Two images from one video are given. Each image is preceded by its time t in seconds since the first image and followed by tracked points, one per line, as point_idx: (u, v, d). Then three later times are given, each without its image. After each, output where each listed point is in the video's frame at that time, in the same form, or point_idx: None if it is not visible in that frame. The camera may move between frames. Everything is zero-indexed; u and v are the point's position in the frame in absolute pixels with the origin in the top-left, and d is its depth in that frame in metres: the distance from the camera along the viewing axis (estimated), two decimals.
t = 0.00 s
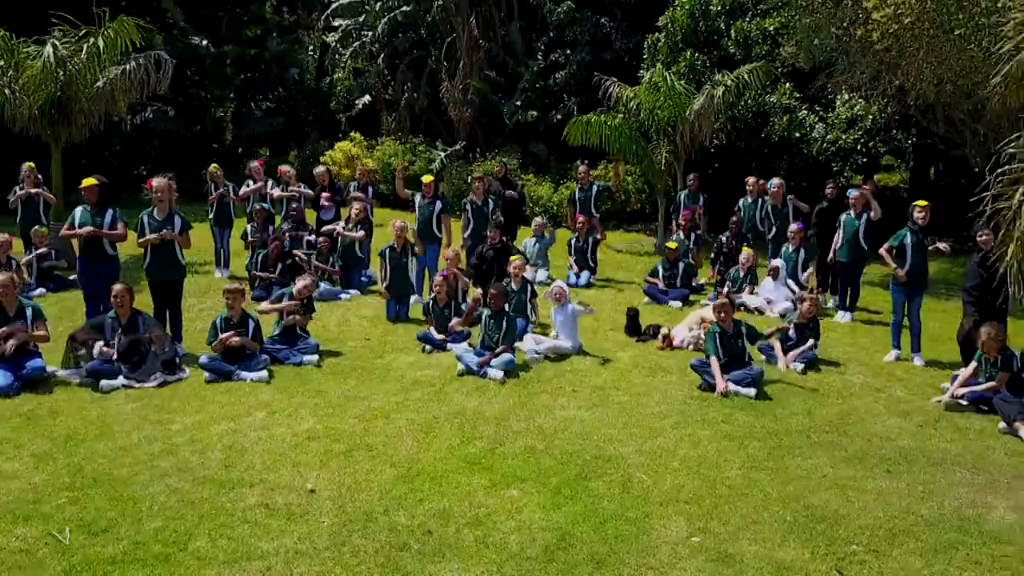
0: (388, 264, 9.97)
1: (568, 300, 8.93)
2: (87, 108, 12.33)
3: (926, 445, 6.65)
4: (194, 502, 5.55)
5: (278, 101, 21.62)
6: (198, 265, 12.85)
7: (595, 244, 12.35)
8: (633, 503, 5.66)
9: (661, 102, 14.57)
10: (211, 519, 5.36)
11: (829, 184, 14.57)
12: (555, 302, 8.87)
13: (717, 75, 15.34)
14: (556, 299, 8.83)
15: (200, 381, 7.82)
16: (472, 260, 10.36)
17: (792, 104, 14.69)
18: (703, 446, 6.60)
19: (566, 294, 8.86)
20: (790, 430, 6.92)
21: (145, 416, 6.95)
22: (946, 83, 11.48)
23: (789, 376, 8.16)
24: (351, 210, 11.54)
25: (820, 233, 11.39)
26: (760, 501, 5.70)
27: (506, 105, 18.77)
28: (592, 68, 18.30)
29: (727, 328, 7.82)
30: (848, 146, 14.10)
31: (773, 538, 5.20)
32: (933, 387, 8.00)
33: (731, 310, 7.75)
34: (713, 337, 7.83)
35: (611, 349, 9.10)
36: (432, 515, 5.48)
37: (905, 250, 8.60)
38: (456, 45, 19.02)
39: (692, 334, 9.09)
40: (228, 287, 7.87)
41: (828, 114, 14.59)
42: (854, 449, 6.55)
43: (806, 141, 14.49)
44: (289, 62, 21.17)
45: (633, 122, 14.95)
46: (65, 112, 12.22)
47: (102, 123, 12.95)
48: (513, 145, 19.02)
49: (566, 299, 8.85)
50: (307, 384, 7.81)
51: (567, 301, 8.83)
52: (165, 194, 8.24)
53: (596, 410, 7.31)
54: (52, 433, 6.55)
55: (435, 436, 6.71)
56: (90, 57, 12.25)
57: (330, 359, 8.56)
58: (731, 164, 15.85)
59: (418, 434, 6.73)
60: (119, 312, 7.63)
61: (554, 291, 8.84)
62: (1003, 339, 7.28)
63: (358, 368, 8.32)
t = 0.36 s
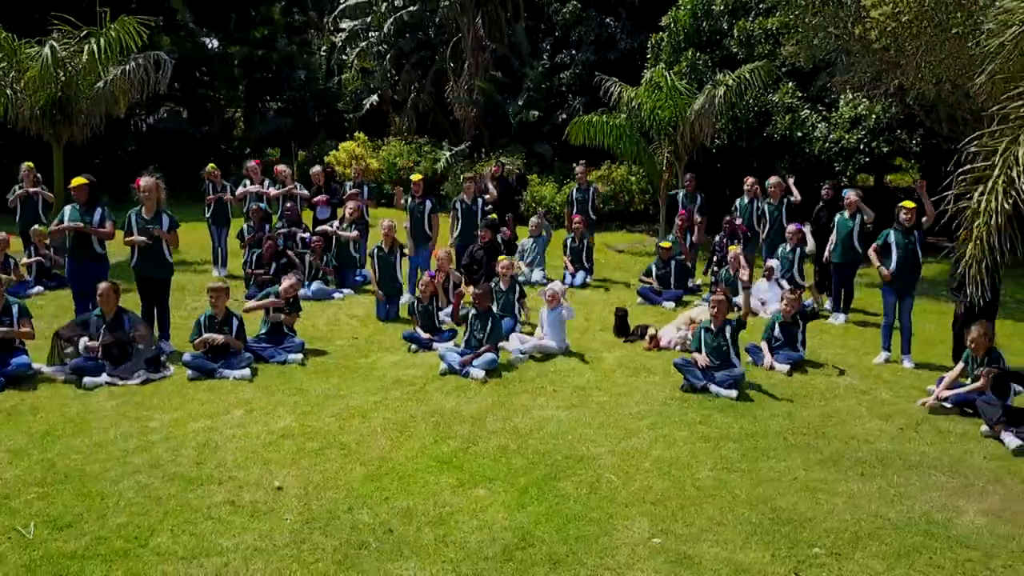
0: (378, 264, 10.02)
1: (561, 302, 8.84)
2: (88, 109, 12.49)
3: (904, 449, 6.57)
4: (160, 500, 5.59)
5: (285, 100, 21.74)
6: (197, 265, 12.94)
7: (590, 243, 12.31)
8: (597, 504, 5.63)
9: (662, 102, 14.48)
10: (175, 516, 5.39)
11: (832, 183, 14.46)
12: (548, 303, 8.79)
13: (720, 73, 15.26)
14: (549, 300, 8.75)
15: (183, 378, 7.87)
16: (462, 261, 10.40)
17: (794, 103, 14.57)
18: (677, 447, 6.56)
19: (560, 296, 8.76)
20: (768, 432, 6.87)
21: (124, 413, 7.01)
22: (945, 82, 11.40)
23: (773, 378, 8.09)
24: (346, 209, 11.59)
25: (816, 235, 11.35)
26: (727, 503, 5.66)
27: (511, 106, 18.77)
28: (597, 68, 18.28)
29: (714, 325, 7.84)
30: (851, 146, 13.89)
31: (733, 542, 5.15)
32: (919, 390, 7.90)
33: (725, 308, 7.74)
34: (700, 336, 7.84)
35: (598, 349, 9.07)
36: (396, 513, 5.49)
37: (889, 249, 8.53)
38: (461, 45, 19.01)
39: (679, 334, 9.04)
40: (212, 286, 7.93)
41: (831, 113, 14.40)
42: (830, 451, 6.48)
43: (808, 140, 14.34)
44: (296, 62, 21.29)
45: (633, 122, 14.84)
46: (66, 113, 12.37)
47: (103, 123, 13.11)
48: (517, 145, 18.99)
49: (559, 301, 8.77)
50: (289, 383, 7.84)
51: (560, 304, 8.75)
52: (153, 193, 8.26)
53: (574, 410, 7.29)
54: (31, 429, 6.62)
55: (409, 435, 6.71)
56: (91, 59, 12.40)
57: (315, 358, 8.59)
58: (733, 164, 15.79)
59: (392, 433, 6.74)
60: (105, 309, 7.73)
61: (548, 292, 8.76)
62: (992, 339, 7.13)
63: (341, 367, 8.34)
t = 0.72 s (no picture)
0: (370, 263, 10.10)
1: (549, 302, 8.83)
2: (90, 109, 12.67)
3: (882, 451, 6.50)
4: (130, 495, 5.64)
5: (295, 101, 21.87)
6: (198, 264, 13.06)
7: (586, 244, 12.22)
8: (563, 503, 5.62)
9: (665, 102, 14.45)
10: (143, 511, 5.45)
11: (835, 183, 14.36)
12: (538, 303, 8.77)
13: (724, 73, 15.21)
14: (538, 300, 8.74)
15: (169, 376, 7.94)
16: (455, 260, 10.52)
17: (797, 103, 14.46)
18: (652, 448, 6.53)
19: (550, 297, 8.74)
20: (746, 433, 6.82)
21: (106, 410, 7.08)
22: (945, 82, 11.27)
23: (758, 380, 8.04)
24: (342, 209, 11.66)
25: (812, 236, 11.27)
26: (695, 503, 5.62)
27: (517, 108, 18.65)
28: (604, 68, 18.29)
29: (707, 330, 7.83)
30: (855, 146, 13.68)
31: (695, 542, 5.12)
32: (906, 392, 7.81)
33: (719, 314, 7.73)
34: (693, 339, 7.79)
35: (586, 350, 9.06)
36: (361, 510, 5.51)
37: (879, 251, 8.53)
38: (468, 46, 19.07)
39: (667, 335, 9.02)
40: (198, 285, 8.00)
41: (835, 114, 14.17)
42: (805, 453, 6.43)
43: (811, 140, 14.24)
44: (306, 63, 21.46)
45: (635, 123, 14.79)
46: (69, 113, 12.58)
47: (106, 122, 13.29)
48: (523, 146, 19.03)
49: (549, 301, 8.75)
50: (273, 381, 7.89)
51: (549, 304, 8.74)
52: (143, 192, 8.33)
53: (554, 410, 7.28)
54: (12, 424, 6.71)
55: (385, 433, 6.73)
56: (93, 59, 12.54)
57: (302, 357, 8.65)
58: (736, 164, 15.74)
59: (368, 432, 6.76)
60: (93, 307, 7.81)
61: (538, 293, 8.74)
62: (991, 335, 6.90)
63: (327, 366, 8.39)
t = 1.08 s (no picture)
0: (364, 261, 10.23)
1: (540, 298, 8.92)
2: (96, 109, 12.84)
3: (860, 453, 6.44)
4: (103, 489, 5.71)
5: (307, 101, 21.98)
6: (201, 263, 13.19)
7: (584, 244, 12.14)
8: (530, 502, 5.62)
9: (667, 102, 14.42)
10: (114, 505, 5.52)
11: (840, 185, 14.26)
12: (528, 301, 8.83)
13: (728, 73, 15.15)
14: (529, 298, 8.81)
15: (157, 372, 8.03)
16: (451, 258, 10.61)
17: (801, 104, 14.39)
18: (628, 448, 6.51)
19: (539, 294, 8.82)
20: (724, 434, 6.78)
21: (92, 405, 7.18)
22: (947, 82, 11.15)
23: (744, 380, 7.99)
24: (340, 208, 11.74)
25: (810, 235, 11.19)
26: (662, 503, 5.60)
27: (525, 108, 18.77)
28: (611, 68, 18.31)
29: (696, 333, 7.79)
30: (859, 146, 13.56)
31: (656, 543, 5.10)
32: (893, 394, 7.73)
33: (708, 317, 7.68)
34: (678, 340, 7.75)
35: (575, 349, 9.05)
36: (328, 507, 5.54)
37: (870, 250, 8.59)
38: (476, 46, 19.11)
39: (656, 336, 8.95)
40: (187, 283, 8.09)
41: (840, 113, 14.16)
42: (782, 455, 6.38)
43: (815, 141, 14.18)
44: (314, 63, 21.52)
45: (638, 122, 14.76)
46: (76, 113, 12.78)
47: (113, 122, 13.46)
48: (531, 146, 19.05)
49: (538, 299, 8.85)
50: (259, 378, 7.96)
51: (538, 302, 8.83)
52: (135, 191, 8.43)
53: (535, 409, 7.29)
54: None
55: (363, 431, 6.77)
56: (99, 61, 12.71)
57: (291, 355, 8.71)
58: (741, 165, 15.68)
59: (346, 429, 6.80)
60: (84, 304, 7.92)
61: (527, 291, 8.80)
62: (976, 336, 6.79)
63: (315, 364, 8.44)
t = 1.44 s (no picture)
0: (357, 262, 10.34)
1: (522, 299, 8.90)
2: (100, 110, 13.02)
3: (837, 455, 6.40)
4: (79, 483, 5.80)
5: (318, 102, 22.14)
6: (204, 262, 13.33)
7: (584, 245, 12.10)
8: (498, 500, 5.64)
9: (671, 102, 14.34)
10: (88, 498, 5.60)
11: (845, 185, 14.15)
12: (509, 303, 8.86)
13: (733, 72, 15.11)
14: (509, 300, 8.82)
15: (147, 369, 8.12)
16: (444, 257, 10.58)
17: (805, 104, 14.31)
18: (603, 447, 6.51)
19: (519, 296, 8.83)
20: (702, 434, 6.76)
21: (79, 401, 7.29)
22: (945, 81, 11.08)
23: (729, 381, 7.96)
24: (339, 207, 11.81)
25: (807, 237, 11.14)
26: (630, 502, 5.60)
27: (533, 107, 18.83)
28: (618, 68, 18.31)
29: (674, 326, 7.69)
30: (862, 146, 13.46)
31: (619, 541, 5.11)
32: (880, 396, 7.66)
33: (681, 311, 7.57)
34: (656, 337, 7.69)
35: (564, 349, 9.05)
36: (297, 502, 5.59)
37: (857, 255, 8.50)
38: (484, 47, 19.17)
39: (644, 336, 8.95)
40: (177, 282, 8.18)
41: (845, 113, 14.08)
42: (757, 456, 6.35)
43: (818, 141, 14.12)
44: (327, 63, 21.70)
45: (641, 122, 14.73)
46: (81, 114, 12.94)
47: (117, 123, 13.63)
48: (539, 146, 19.09)
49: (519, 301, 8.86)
50: (246, 376, 8.04)
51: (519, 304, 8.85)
52: (128, 190, 8.54)
53: (515, 408, 7.31)
54: None
55: (342, 428, 6.82)
56: (104, 62, 12.89)
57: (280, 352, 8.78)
58: (746, 165, 15.63)
59: (325, 426, 6.86)
60: (76, 301, 8.02)
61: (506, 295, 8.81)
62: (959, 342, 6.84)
63: (303, 361, 8.51)
